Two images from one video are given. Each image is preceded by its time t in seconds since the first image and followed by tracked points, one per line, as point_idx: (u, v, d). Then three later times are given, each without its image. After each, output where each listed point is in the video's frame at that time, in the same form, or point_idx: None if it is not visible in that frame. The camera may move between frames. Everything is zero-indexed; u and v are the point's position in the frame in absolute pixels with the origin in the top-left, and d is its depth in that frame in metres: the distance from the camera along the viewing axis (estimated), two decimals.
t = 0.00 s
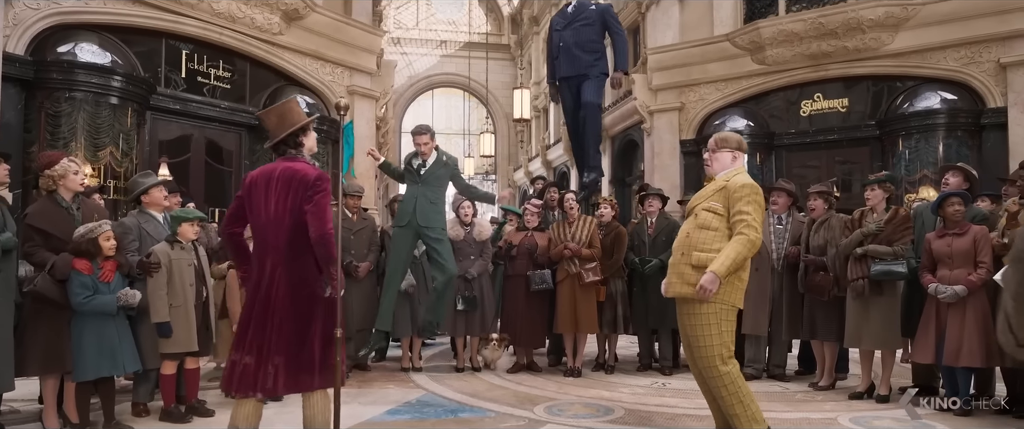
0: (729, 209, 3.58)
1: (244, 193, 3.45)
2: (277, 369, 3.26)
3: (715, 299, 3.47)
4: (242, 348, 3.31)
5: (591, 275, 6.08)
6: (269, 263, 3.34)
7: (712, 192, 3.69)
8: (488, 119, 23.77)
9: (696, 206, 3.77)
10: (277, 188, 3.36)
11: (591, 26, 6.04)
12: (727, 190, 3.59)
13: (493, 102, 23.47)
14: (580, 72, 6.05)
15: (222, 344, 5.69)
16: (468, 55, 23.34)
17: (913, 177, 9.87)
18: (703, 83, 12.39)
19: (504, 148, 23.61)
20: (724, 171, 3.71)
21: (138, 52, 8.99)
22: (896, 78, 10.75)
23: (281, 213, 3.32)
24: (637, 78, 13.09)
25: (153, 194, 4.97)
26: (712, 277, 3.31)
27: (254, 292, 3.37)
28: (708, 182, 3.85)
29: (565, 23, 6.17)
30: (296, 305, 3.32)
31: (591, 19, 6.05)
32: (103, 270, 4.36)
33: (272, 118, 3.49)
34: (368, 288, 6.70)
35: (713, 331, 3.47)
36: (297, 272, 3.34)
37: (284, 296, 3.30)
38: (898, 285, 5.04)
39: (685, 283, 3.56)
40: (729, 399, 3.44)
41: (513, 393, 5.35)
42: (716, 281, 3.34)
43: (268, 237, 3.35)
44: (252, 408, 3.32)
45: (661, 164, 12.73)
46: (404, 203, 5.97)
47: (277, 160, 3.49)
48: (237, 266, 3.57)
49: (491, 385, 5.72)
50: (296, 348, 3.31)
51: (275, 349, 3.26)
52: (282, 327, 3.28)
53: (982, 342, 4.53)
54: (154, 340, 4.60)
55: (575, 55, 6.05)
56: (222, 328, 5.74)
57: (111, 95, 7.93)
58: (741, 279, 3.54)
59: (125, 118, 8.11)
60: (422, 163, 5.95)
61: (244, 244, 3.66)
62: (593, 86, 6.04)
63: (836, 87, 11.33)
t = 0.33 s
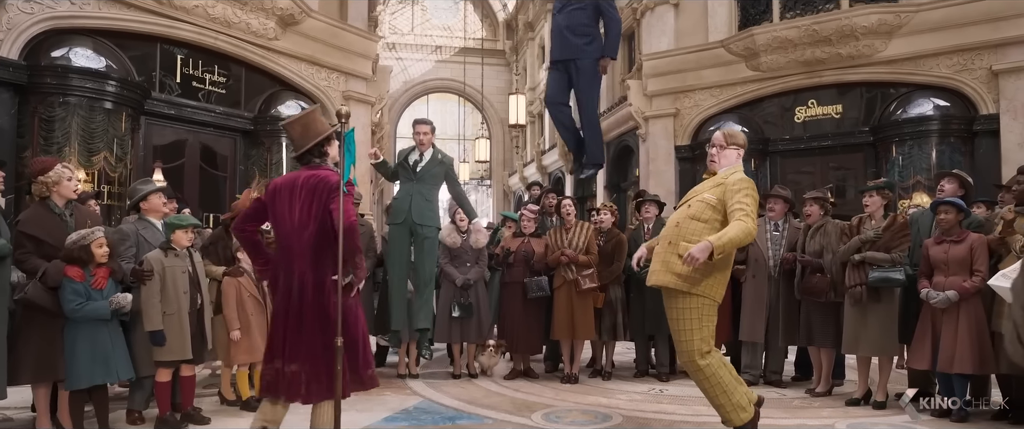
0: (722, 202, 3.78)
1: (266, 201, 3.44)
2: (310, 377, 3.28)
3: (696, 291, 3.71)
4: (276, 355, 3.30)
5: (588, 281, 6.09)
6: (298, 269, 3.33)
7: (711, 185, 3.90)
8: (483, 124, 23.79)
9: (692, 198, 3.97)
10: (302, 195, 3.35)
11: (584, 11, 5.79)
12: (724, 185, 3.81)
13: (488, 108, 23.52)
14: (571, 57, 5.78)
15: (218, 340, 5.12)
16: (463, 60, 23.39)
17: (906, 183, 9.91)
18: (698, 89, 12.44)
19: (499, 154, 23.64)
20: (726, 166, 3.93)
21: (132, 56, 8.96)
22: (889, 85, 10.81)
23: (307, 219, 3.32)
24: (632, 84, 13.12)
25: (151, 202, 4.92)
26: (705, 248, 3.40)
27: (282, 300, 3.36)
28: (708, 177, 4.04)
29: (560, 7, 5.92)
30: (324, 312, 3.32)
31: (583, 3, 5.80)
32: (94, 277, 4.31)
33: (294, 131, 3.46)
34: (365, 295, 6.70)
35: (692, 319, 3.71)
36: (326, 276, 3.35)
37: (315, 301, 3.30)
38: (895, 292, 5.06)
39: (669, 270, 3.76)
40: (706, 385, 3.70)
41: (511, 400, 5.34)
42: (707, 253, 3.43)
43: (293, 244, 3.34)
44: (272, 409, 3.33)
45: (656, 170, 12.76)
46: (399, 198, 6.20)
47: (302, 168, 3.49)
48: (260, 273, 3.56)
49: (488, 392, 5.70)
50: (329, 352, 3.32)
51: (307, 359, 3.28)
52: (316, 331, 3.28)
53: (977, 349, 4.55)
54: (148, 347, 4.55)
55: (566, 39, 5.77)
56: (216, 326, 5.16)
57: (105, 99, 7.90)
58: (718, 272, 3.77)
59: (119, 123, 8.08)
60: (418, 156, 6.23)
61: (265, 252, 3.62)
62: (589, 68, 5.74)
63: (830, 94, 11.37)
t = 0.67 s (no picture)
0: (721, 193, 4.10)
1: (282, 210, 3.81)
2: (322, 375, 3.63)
3: (685, 279, 4.07)
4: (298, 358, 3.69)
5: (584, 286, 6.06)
6: (313, 274, 3.70)
7: (712, 176, 4.20)
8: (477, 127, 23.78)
9: (692, 188, 4.27)
10: (313, 204, 3.72)
11: None
12: (724, 178, 4.12)
13: (482, 111, 23.52)
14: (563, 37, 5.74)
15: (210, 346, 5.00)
16: (457, 63, 23.39)
17: (899, 187, 9.96)
18: (692, 93, 12.47)
19: (493, 157, 23.64)
20: (725, 156, 4.30)
21: (125, 58, 8.91)
22: (881, 89, 10.87)
23: (318, 226, 3.69)
24: (627, 87, 13.16)
25: (161, 206, 4.98)
26: (728, 215, 3.66)
27: (301, 304, 3.75)
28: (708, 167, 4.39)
29: None
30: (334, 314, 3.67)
31: None
32: (88, 281, 4.27)
33: (307, 137, 3.82)
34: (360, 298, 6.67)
35: (680, 306, 4.07)
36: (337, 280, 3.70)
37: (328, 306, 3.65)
38: (890, 295, 5.08)
39: (663, 258, 4.08)
40: (689, 371, 4.07)
41: (507, 405, 5.33)
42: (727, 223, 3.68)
43: (307, 250, 3.72)
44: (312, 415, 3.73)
45: (651, 173, 12.79)
46: (395, 195, 5.99)
47: (314, 176, 3.87)
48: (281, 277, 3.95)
49: (484, 396, 5.69)
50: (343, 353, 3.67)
51: (320, 358, 3.64)
52: (329, 334, 3.62)
53: (971, 354, 4.58)
54: (141, 353, 4.51)
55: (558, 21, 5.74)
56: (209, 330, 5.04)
57: (98, 102, 7.84)
58: (714, 262, 4.12)
59: (112, 125, 8.02)
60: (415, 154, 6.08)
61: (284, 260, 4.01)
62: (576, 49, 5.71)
63: (823, 98, 11.42)
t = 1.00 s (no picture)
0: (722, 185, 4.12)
1: (290, 217, 3.84)
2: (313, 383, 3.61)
3: (682, 271, 4.15)
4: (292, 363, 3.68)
5: (579, 291, 6.06)
6: (312, 280, 3.70)
7: (712, 166, 4.21)
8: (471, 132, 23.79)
9: (691, 176, 4.29)
10: (319, 210, 3.73)
11: None
12: (724, 168, 4.13)
13: (476, 115, 23.52)
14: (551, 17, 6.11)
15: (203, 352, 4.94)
16: (451, 67, 23.40)
17: (891, 192, 10.01)
18: (685, 97, 12.50)
19: (487, 161, 23.65)
20: (721, 144, 4.36)
21: (117, 61, 8.86)
22: (874, 95, 10.93)
23: (322, 233, 3.70)
24: (621, 92, 13.20)
25: (155, 210, 4.95)
26: (759, 206, 3.69)
27: (300, 309, 3.75)
28: (706, 156, 4.43)
29: None
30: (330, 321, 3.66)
31: None
32: (82, 287, 4.24)
33: (317, 147, 3.87)
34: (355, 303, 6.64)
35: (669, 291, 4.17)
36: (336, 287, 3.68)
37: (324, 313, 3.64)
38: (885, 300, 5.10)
39: (663, 247, 4.16)
40: (667, 354, 4.19)
41: (502, 410, 5.32)
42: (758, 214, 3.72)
43: (309, 256, 3.73)
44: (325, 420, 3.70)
45: (645, 177, 12.82)
46: (392, 189, 5.91)
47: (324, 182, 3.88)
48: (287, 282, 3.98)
49: (480, 401, 5.67)
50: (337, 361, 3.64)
51: (313, 365, 3.63)
52: (324, 343, 3.61)
53: (966, 360, 4.59)
54: (134, 359, 4.48)
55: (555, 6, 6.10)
56: (203, 337, 4.97)
57: (90, 105, 7.79)
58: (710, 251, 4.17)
59: (104, 129, 7.98)
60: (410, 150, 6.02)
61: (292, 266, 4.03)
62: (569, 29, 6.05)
63: (816, 103, 11.46)
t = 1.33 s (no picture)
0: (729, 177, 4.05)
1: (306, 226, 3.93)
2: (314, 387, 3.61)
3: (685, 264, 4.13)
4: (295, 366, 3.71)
5: (576, 295, 6.04)
6: (320, 285, 3.74)
7: (716, 156, 4.13)
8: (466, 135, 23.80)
9: (696, 165, 4.21)
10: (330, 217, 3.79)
11: None
12: (730, 159, 4.05)
13: (471, 118, 23.54)
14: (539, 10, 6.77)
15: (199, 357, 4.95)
16: (446, 71, 23.43)
17: (884, 196, 10.06)
18: (680, 101, 12.52)
19: (481, 164, 23.65)
20: (719, 132, 4.31)
21: (110, 64, 8.81)
22: (867, 99, 10.98)
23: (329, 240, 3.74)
24: (616, 96, 13.22)
25: (137, 213, 4.88)
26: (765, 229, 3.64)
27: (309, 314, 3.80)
28: (706, 144, 4.36)
29: None
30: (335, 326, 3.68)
31: None
32: (76, 293, 4.19)
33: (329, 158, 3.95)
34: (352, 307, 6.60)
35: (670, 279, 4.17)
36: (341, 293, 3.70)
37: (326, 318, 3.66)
38: (880, 305, 5.12)
39: (670, 240, 4.14)
40: (643, 336, 4.22)
41: (500, 415, 5.31)
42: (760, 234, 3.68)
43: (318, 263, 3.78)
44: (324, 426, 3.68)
45: (640, 181, 12.86)
46: (391, 185, 5.29)
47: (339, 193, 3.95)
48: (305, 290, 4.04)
49: (477, 406, 5.66)
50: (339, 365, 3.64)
51: (315, 370, 3.62)
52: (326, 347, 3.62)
53: (962, 364, 4.61)
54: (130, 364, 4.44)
55: None
56: (199, 341, 4.95)
57: (83, 108, 7.75)
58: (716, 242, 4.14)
59: (98, 132, 7.93)
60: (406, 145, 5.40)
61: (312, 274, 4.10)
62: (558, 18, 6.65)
63: (810, 108, 11.47)
